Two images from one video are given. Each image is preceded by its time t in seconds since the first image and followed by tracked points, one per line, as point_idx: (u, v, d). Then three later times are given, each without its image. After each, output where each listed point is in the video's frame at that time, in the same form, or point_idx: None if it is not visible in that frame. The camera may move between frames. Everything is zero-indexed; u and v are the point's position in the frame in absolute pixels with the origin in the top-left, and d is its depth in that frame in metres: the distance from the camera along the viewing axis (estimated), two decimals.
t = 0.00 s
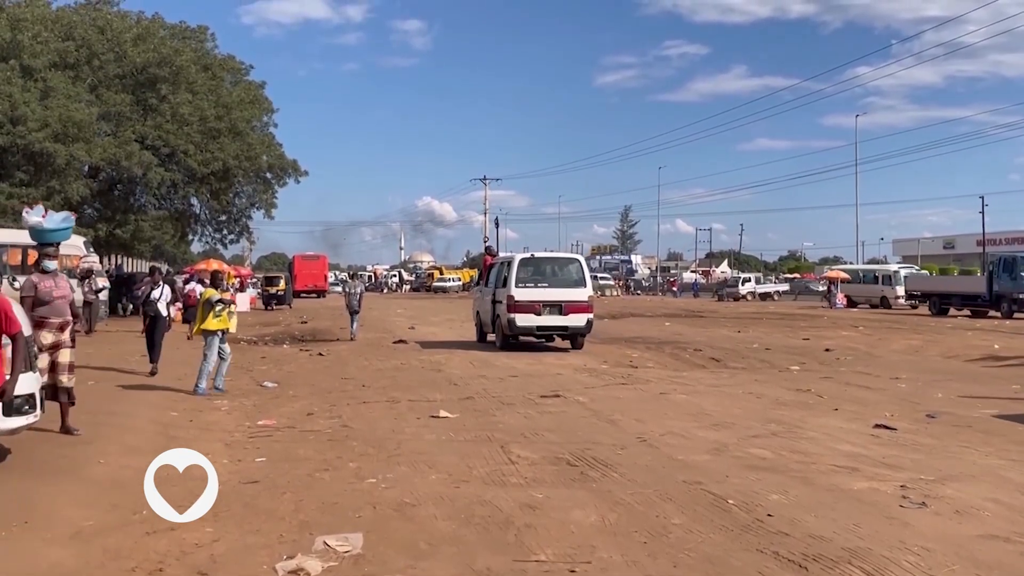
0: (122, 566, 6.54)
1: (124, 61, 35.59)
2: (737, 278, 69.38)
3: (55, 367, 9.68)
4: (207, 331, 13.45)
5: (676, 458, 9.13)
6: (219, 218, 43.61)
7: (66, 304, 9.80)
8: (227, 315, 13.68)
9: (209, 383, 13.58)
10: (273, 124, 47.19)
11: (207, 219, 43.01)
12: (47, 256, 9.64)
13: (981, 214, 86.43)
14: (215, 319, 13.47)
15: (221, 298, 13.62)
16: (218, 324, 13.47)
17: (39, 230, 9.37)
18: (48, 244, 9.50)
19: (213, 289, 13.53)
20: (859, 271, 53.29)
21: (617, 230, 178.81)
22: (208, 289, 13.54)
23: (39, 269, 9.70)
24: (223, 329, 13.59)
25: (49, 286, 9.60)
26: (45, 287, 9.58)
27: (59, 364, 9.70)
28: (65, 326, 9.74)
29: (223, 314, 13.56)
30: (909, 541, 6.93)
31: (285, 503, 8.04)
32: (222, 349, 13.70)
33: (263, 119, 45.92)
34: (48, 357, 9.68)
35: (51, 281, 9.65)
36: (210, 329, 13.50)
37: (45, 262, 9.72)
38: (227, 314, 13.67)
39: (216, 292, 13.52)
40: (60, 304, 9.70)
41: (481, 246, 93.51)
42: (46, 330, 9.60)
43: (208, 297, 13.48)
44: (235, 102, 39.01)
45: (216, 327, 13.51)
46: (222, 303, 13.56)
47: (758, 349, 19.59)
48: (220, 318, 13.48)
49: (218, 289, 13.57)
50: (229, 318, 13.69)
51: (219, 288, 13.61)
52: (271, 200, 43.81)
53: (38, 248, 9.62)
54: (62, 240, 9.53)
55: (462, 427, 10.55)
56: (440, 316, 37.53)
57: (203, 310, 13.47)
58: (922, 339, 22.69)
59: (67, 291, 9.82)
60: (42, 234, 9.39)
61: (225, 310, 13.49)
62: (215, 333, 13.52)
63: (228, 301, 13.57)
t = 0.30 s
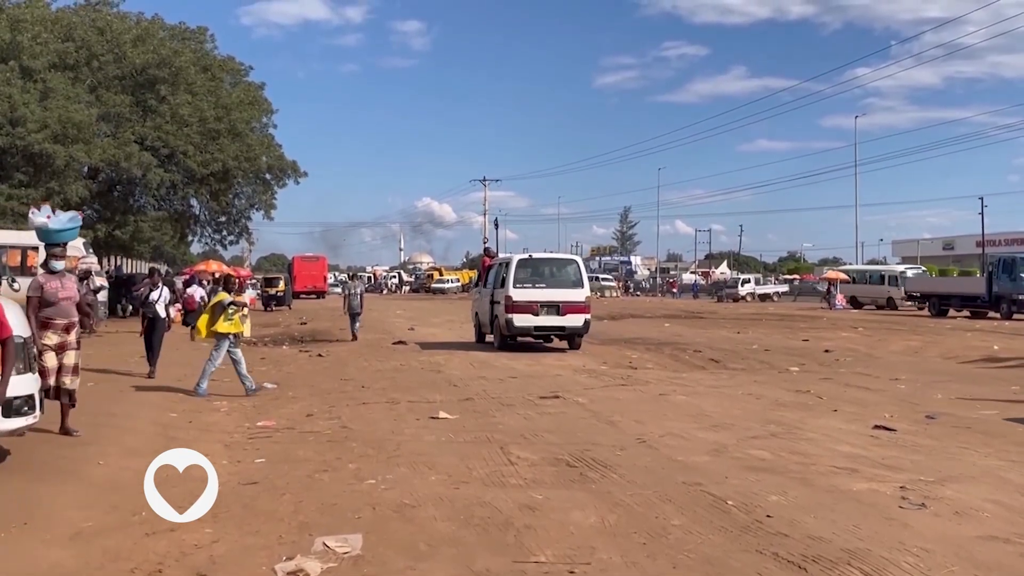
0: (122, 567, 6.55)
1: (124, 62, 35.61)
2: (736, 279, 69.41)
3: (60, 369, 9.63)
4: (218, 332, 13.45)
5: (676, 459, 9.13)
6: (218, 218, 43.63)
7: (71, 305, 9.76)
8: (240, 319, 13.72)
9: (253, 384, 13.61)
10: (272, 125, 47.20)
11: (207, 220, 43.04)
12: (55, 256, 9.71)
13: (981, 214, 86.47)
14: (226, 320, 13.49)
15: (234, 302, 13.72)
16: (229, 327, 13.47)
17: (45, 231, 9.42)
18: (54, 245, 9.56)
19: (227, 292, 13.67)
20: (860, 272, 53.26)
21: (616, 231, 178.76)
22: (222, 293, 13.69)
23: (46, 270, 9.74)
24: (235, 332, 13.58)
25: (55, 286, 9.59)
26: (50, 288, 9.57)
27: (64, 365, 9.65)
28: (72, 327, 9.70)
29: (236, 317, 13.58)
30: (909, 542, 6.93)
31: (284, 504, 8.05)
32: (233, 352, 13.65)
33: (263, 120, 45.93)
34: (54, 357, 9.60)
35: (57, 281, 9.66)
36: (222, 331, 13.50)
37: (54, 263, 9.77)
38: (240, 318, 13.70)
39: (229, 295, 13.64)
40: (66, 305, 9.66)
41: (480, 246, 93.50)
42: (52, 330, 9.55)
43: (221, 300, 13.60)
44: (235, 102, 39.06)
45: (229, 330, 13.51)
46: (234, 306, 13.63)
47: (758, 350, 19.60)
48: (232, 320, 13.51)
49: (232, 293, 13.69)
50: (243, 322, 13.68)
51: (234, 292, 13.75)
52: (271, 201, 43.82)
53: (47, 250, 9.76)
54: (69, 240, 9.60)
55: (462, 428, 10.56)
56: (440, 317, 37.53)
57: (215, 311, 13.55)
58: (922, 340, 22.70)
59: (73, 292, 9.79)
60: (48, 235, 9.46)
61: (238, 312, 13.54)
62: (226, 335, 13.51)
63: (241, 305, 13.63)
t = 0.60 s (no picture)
0: (121, 568, 6.55)
1: (123, 63, 35.60)
2: (735, 280, 69.45)
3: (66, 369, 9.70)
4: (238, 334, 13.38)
5: (675, 461, 9.12)
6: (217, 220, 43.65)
7: (77, 306, 9.72)
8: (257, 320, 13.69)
9: (253, 387, 13.55)
10: (271, 126, 47.20)
11: (206, 221, 43.07)
12: (61, 257, 9.68)
13: (980, 214, 86.52)
14: (245, 321, 13.46)
15: (249, 305, 13.71)
16: (247, 328, 13.41)
17: (50, 231, 9.39)
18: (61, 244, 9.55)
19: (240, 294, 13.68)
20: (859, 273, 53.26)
21: (616, 232, 178.91)
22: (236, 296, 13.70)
23: (53, 270, 9.70)
24: (254, 333, 13.53)
25: (59, 288, 9.54)
26: (55, 289, 9.53)
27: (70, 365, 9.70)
28: (77, 328, 9.69)
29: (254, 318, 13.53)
30: (908, 544, 6.93)
31: (283, 505, 8.05)
32: (254, 354, 13.60)
33: (262, 121, 45.93)
34: (60, 357, 9.63)
35: (62, 282, 9.61)
36: (242, 333, 13.45)
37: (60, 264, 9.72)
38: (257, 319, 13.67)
39: (244, 297, 13.66)
40: (70, 307, 9.62)
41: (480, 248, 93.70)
42: (56, 332, 9.53)
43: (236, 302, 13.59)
44: (233, 104, 39.12)
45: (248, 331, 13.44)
46: (250, 307, 13.61)
47: (757, 351, 19.62)
48: (250, 321, 13.47)
49: (245, 296, 13.69)
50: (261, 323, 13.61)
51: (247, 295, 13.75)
52: (270, 202, 43.84)
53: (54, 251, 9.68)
54: (75, 240, 9.58)
55: (461, 429, 10.55)
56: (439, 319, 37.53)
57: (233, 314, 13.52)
58: (920, 341, 22.71)
59: (78, 293, 9.74)
60: (53, 236, 9.42)
61: (255, 313, 13.52)
62: (247, 337, 13.45)
63: (256, 306, 13.62)
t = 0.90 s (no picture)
0: (118, 569, 6.54)
1: (121, 64, 35.56)
2: (734, 281, 69.43)
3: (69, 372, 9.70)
4: (246, 332, 13.40)
5: (674, 462, 9.12)
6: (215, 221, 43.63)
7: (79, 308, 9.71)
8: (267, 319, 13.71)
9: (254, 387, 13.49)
10: (269, 127, 47.17)
11: (204, 222, 43.06)
12: (61, 259, 9.68)
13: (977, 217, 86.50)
14: (254, 319, 13.48)
15: (259, 302, 13.75)
16: (255, 326, 13.44)
17: (51, 234, 9.40)
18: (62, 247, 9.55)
19: (251, 292, 13.73)
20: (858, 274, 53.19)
21: (614, 233, 178.91)
22: (247, 293, 13.74)
23: (54, 272, 9.72)
24: (263, 331, 13.54)
25: (60, 289, 9.55)
26: (56, 291, 9.55)
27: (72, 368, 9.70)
28: (79, 331, 9.67)
29: (262, 316, 13.57)
30: (906, 545, 6.93)
31: (281, 507, 8.04)
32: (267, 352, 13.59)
33: (260, 122, 45.88)
34: (62, 360, 9.61)
35: (64, 284, 9.62)
36: (250, 331, 13.46)
37: (61, 266, 9.75)
38: (267, 318, 13.69)
39: (252, 295, 13.70)
40: (72, 309, 9.60)
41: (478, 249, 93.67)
42: (57, 334, 9.52)
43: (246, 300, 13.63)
44: (231, 105, 39.24)
45: (255, 328, 13.48)
46: (260, 306, 13.64)
47: (755, 352, 19.61)
48: (259, 319, 13.49)
49: (256, 294, 13.73)
50: (270, 322, 13.64)
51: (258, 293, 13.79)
52: (268, 203, 43.81)
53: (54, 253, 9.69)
54: (77, 242, 9.59)
55: (459, 430, 10.55)
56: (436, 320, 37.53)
57: (242, 311, 13.55)
58: (918, 342, 22.71)
59: (81, 294, 9.73)
60: (55, 237, 9.44)
61: (265, 311, 13.54)
62: (255, 335, 13.46)
63: (266, 304, 13.65)
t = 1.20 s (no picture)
0: (115, 570, 6.54)
1: (118, 65, 35.51)
2: (730, 282, 69.49)
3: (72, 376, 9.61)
4: (254, 334, 13.46)
5: (671, 463, 9.11)
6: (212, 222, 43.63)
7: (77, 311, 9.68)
8: (277, 320, 13.71)
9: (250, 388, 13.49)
10: (265, 128, 47.13)
11: (200, 223, 43.04)
12: (61, 261, 9.67)
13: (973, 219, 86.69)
14: (262, 321, 13.50)
15: (270, 303, 13.72)
16: (265, 329, 13.47)
17: (50, 236, 9.76)
18: (61, 250, 9.81)
19: (261, 293, 13.73)
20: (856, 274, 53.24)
21: (611, 234, 179.11)
22: (258, 294, 13.77)
23: (52, 276, 9.70)
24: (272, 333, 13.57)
25: (58, 292, 9.53)
26: (54, 294, 9.52)
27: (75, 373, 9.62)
28: (78, 334, 9.62)
29: (272, 318, 13.58)
30: (903, 546, 6.93)
31: (278, 508, 8.03)
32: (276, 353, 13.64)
33: (257, 123, 45.85)
34: (64, 364, 9.52)
35: (61, 287, 9.60)
36: (259, 332, 13.51)
37: (58, 269, 9.75)
38: (277, 319, 13.69)
39: (263, 296, 13.68)
40: (70, 312, 9.57)
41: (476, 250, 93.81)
42: (57, 338, 9.46)
43: (256, 301, 13.67)
44: (228, 106, 39.23)
45: (265, 331, 13.51)
46: (269, 307, 13.64)
47: (752, 353, 19.63)
48: (267, 321, 13.51)
49: (267, 294, 13.75)
50: (280, 323, 13.65)
51: (268, 294, 13.79)
52: (264, 204, 43.77)
53: (53, 256, 9.79)
54: (75, 244, 9.91)
55: (456, 432, 10.54)
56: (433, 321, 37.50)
57: (252, 312, 13.59)
58: (915, 343, 22.73)
59: (79, 297, 9.71)
60: (53, 240, 9.77)
61: (273, 314, 13.53)
62: (263, 337, 13.51)
63: (276, 305, 13.64)
